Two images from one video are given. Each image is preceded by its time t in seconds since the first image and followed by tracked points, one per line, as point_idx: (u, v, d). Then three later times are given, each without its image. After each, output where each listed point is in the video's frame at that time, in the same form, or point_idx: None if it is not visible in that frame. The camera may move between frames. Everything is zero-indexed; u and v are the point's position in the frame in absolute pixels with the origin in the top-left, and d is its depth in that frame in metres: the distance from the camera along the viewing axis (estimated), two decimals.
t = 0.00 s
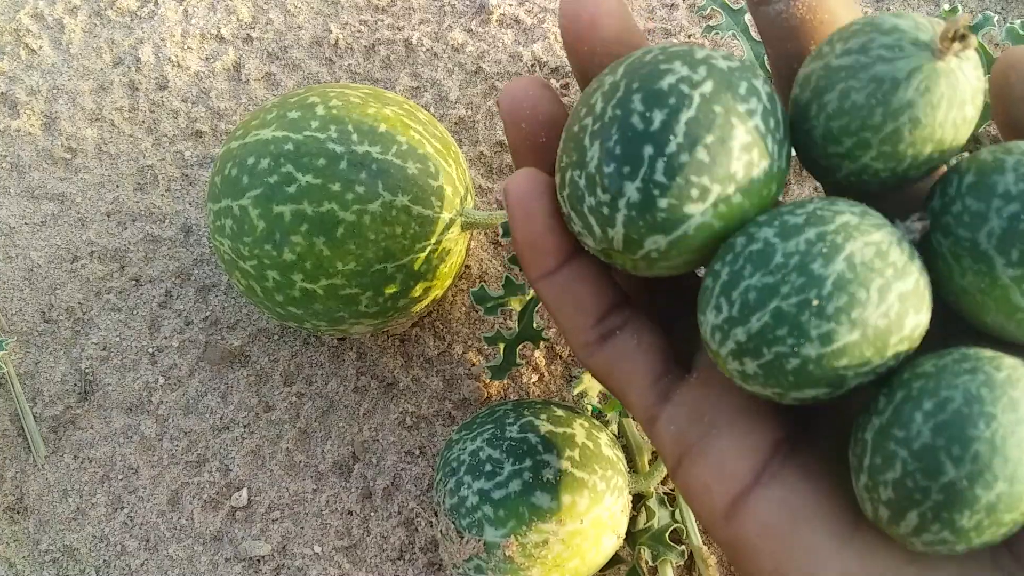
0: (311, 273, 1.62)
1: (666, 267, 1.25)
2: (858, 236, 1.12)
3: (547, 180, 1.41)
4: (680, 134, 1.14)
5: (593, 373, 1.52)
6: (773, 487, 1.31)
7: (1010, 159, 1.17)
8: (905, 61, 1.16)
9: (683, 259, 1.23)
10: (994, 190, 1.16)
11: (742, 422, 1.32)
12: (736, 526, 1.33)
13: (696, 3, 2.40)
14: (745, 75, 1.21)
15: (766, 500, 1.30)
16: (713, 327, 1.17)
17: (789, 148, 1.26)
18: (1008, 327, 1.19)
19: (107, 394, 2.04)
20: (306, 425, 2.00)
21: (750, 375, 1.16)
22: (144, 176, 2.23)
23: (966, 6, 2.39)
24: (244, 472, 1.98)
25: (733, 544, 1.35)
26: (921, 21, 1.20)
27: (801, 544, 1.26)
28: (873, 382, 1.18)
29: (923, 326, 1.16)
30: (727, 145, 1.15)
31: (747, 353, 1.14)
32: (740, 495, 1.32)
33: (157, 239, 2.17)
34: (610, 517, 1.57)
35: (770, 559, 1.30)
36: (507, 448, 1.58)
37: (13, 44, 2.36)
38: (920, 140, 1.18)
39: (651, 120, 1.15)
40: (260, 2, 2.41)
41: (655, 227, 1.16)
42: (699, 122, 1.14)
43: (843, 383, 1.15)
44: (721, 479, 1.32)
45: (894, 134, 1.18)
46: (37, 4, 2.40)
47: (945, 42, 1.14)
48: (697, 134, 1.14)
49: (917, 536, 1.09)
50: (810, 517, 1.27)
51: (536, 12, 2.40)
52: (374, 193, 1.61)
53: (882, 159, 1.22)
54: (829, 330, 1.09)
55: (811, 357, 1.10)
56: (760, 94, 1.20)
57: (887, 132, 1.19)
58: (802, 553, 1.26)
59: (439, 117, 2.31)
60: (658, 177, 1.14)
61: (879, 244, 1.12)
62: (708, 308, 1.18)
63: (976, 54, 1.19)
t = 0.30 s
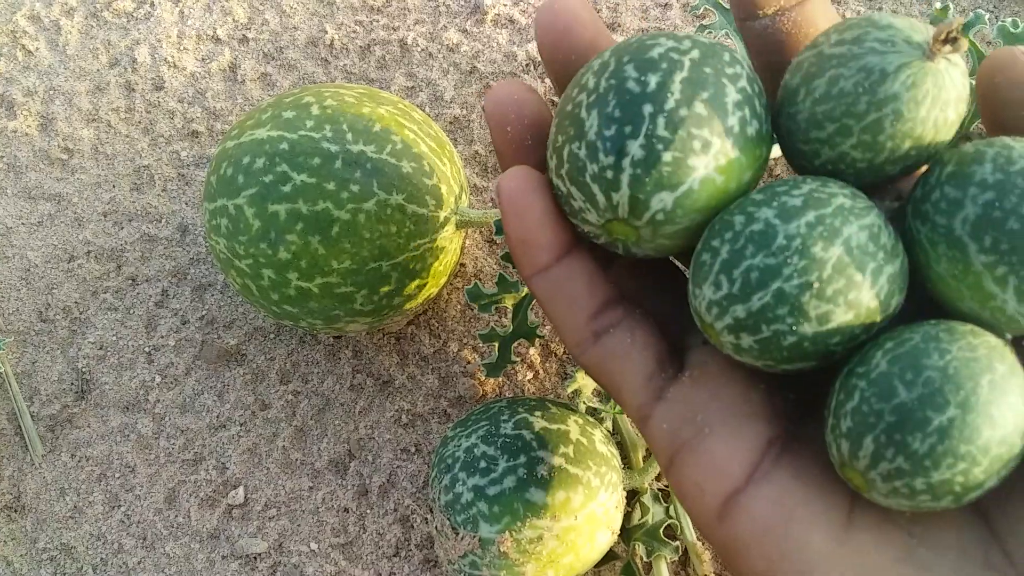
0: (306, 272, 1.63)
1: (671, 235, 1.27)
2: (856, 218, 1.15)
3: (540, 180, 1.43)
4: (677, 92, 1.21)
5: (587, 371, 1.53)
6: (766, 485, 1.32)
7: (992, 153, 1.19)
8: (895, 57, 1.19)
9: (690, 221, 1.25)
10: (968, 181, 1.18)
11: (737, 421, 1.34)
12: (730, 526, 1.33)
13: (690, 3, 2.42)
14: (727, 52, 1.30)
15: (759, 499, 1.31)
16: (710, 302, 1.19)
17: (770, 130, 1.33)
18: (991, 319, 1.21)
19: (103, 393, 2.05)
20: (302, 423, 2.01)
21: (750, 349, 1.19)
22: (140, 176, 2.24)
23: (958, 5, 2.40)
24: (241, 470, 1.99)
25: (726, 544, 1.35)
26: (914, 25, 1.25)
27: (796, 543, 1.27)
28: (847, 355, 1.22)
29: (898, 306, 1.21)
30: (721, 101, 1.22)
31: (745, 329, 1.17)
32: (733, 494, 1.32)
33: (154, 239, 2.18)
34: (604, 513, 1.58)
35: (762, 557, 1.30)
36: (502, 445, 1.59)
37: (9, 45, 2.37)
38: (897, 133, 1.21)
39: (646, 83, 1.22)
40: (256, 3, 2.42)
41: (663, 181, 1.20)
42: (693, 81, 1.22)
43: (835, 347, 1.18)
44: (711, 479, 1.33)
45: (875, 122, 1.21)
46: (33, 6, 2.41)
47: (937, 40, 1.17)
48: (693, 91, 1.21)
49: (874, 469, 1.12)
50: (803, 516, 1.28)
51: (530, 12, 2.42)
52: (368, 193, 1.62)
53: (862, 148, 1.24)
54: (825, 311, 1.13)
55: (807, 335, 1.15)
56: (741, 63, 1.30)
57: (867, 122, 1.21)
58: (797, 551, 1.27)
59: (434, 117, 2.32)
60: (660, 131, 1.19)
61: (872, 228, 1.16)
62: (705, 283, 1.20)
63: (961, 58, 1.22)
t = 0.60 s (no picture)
0: (320, 280, 1.63)
1: (667, 256, 1.29)
2: (843, 236, 1.15)
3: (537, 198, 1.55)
4: (674, 120, 1.22)
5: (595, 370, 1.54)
6: (769, 488, 1.32)
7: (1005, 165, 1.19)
8: (875, 74, 1.19)
9: (684, 243, 1.26)
10: (954, 198, 1.19)
11: (740, 424, 1.35)
12: (731, 527, 1.33)
13: (701, 11, 2.42)
14: (731, 78, 1.31)
15: (760, 503, 1.31)
16: (704, 321, 1.20)
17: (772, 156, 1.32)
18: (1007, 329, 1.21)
19: (115, 399, 2.06)
20: (313, 430, 2.02)
21: (739, 365, 1.20)
22: (153, 183, 2.25)
23: (970, 14, 2.40)
24: (252, 477, 1.99)
25: (727, 547, 1.36)
26: (898, 40, 1.23)
27: (795, 546, 1.26)
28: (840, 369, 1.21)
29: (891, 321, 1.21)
30: (718, 131, 1.23)
31: (738, 346, 1.18)
32: (737, 495, 1.33)
33: (166, 245, 2.18)
34: (617, 523, 1.58)
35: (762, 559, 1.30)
36: (514, 454, 1.59)
37: (23, 51, 2.38)
38: (882, 148, 1.19)
39: (646, 109, 1.23)
40: (269, 11, 2.43)
41: (653, 206, 1.21)
42: (692, 109, 1.23)
43: (823, 363, 1.17)
44: (714, 480, 1.34)
45: (857, 140, 1.20)
46: (47, 12, 2.43)
47: (913, 58, 1.16)
48: (690, 118, 1.22)
49: (862, 487, 1.13)
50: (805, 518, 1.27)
51: (541, 20, 2.42)
52: (382, 202, 1.63)
53: (846, 166, 1.23)
54: (816, 326, 1.13)
55: (798, 351, 1.15)
56: (745, 92, 1.30)
57: (850, 141, 1.21)
58: (794, 556, 1.26)
59: (445, 125, 2.32)
60: (654, 158, 1.21)
61: (861, 244, 1.16)
62: (700, 301, 1.21)
63: (949, 72, 1.19)
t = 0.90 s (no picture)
0: (319, 279, 1.63)
1: (665, 240, 1.30)
2: (862, 223, 1.15)
3: (530, 170, 1.54)
4: (678, 100, 1.20)
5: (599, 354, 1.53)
6: (786, 482, 1.32)
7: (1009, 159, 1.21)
8: (885, 43, 1.17)
9: (683, 228, 1.27)
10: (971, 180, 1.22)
11: (757, 416, 1.34)
12: (747, 520, 1.33)
13: (702, 10, 2.42)
14: (744, 48, 1.28)
15: (777, 498, 1.31)
16: (721, 322, 1.21)
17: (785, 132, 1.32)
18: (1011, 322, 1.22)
19: (116, 398, 2.06)
20: (313, 428, 2.02)
21: (756, 363, 1.22)
22: (154, 182, 2.25)
23: (970, 13, 2.40)
24: (252, 475, 1.99)
25: (740, 539, 1.36)
26: (920, 9, 1.20)
27: (812, 542, 1.27)
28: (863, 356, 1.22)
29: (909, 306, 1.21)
30: (725, 114, 1.21)
31: (758, 347, 1.19)
32: (753, 488, 1.33)
33: (167, 244, 2.19)
34: (616, 521, 1.58)
35: (780, 554, 1.31)
36: (513, 453, 1.60)
37: (24, 51, 2.39)
38: (887, 123, 1.18)
39: (650, 87, 1.22)
40: (269, 10, 2.44)
41: (651, 193, 1.22)
42: (697, 89, 1.21)
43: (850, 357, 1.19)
44: (731, 473, 1.33)
45: (861, 113, 1.20)
46: (48, 12, 2.43)
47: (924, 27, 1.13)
48: (695, 99, 1.20)
49: (888, 480, 1.13)
50: (823, 513, 1.28)
51: (542, 19, 2.43)
52: (381, 200, 1.63)
53: (851, 138, 1.23)
54: (839, 324, 1.14)
55: (822, 350, 1.16)
56: (758, 67, 1.27)
57: (855, 112, 1.20)
58: (812, 551, 1.27)
59: (446, 124, 2.33)
60: (655, 142, 1.20)
61: (881, 232, 1.16)
62: (714, 302, 1.21)
63: (969, 46, 1.16)
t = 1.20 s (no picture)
0: (316, 283, 1.63)
1: (660, 266, 1.30)
2: (866, 256, 1.15)
3: (523, 189, 1.53)
4: (666, 128, 1.20)
5: (594, 375, 1.54)
6: (782, 504, 1.34)
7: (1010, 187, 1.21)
8: (888, 71, 1.17)
9: (677, 255, 1.26)
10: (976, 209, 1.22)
11: (753, 437, 1.37)
12: (745, 542, 1.36)
13: (701, 14, 2.42)
14: (736, 73, 1.28)
15: (774, 521, 1.33)
16: (720, 352, 1.22)
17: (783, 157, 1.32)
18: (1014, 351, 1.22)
19: (111, 401, 2.05)
20: (310, 433, 2.01)
21: (757, 393, 1.23)
22: (151, 184, 2.25)
23: (969, 18, 2.40)
24: (248, 479, 1.99)
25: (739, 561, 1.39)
26: (922, 34, 1.20)
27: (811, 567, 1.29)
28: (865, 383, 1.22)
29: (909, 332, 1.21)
30: (714, 140, 1.21)
31: (758, 378, 1.20)
32: (750, 509, 1.35)
33: (163, 247, 2.18)
34: (613, 528, 1.58)
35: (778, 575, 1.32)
36: (510, 459, 1.59)
37: (21, 51, 2.38)
38: (892, 152, 1.18)
39: (638, 114, 1.22)
40: (267, 12, 2.43)
41: (640, 219, 1.22)
42: (685, 115, 1.21)
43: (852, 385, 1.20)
44: (727, 495, 1.36)
45: (865, 139, 1.19)
46: (44, 12, 2.42)
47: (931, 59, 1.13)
48: (684, 126, 1.20)
49: (888, 512, 1.15)
50: (820, 535, 1.30)
51: (540, 23, 2.42)
52: (379, 204, 1.62)
53: (854, 164, 1.23)
54: (841, 357, 1.15)
55: (822, 382, 1.17)
56: (751, 93, 1.27)
57: (859, 139, 1.20)
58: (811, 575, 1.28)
59: (443, 127, 2.32)
60: (643, 169, 1.20)
61: (884, 263, 1.16)
62: (715, 331, 1.22)
63: (972, 76, 1.16)
